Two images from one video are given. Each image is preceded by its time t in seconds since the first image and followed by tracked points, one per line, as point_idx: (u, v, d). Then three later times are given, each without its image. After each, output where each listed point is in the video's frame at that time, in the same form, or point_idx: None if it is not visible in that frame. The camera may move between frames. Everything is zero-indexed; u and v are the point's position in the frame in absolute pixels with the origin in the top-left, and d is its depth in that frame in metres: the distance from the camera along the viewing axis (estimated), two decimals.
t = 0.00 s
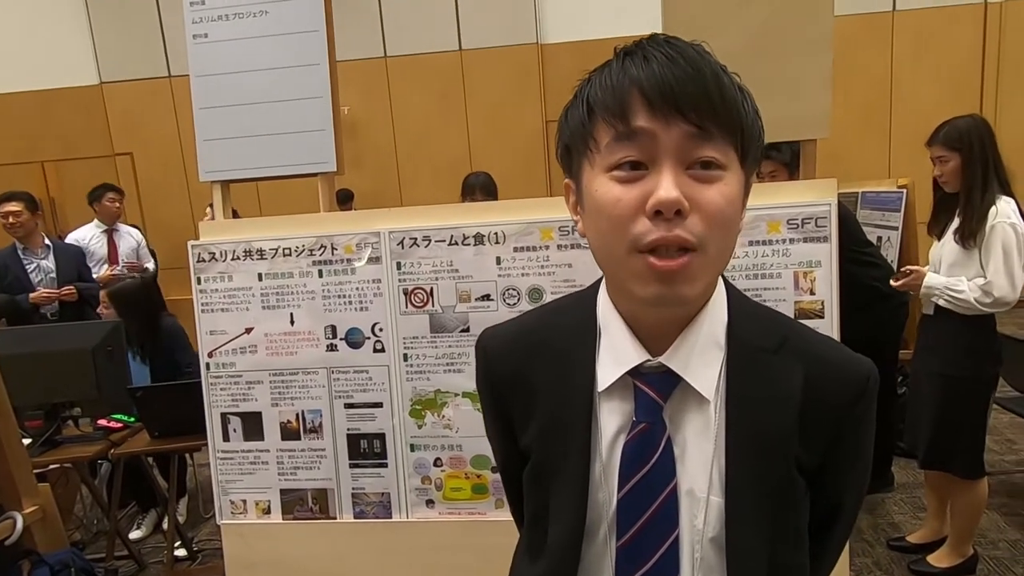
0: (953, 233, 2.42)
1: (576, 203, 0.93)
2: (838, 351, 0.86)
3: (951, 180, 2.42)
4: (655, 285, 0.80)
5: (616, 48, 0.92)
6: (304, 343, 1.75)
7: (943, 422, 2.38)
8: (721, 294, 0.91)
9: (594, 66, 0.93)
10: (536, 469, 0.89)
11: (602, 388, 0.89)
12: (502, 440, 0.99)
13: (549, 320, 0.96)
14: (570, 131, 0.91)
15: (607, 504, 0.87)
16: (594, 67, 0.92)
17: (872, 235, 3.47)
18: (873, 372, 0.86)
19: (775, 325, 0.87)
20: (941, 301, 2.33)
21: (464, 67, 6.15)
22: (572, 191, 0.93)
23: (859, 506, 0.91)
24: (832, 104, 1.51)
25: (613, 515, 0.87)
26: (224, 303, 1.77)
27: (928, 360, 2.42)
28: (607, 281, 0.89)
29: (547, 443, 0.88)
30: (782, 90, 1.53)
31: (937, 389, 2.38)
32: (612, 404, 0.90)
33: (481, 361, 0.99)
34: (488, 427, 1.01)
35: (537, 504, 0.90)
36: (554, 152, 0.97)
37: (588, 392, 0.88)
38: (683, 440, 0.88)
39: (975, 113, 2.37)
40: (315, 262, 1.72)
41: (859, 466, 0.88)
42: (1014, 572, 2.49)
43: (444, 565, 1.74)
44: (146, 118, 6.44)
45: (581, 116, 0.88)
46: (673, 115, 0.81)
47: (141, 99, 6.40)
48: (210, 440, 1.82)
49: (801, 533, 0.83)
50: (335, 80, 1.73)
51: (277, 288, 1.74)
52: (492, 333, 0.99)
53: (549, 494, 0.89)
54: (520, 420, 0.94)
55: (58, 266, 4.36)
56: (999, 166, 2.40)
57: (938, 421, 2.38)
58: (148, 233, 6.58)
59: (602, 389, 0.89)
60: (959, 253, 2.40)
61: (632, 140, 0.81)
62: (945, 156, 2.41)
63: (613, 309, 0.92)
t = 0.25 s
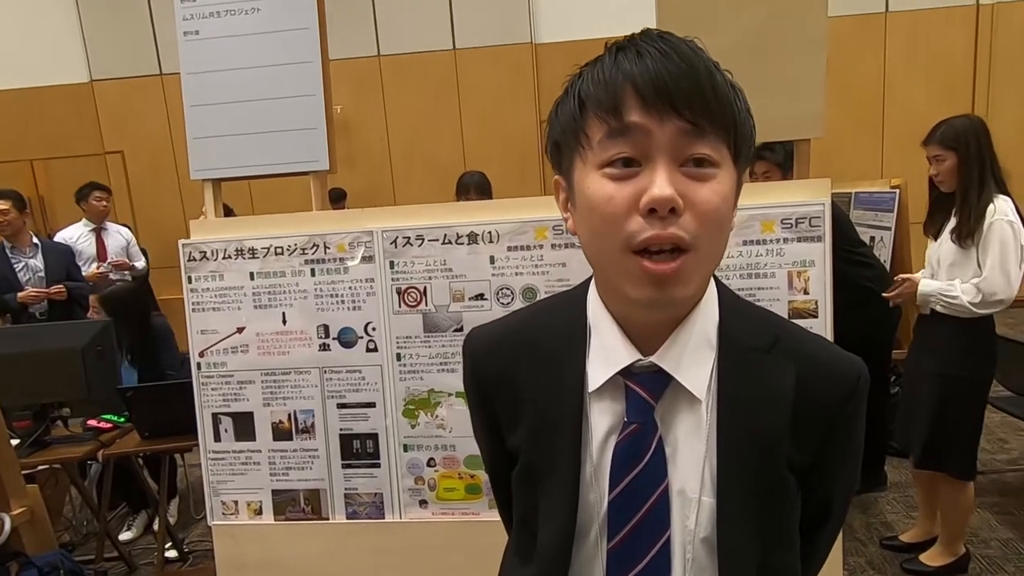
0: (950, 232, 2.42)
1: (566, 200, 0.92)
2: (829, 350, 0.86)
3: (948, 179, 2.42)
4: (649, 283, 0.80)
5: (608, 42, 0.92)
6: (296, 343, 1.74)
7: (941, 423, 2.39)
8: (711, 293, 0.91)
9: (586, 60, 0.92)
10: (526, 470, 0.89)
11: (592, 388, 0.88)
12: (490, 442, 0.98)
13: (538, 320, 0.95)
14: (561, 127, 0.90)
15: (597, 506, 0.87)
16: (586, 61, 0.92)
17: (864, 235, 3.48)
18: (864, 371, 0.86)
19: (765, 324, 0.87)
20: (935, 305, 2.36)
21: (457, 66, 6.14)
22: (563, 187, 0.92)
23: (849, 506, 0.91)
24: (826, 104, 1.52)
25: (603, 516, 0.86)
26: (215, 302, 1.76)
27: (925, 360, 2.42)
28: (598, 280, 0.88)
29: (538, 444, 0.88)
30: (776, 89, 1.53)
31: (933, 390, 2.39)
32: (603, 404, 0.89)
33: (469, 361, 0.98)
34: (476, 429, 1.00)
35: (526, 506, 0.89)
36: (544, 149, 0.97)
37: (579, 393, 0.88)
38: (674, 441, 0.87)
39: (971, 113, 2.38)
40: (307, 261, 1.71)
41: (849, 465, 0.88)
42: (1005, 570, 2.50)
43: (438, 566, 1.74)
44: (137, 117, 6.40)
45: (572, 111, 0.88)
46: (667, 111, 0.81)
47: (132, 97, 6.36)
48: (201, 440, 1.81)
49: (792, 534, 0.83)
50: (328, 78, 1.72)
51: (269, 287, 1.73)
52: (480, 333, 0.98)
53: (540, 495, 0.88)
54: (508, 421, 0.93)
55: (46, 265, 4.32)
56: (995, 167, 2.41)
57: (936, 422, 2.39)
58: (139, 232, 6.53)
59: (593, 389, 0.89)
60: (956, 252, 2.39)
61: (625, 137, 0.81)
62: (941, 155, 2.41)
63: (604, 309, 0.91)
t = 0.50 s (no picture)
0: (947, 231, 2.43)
1: (554, 199, 0.92)
2: (816, 348, 0.86)
3: (947, 178, 2.43)
4: (637, 280, 0.79)
5: (596, 42, 0.92)
6: (289, 341, 1.73)
7: (942, 426, 2.40)
8: (699, 291, 0.91)
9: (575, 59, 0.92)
10: (514, 470, 0.88)
11: (581, 386, 0.88)
12: (478, 442, 0.97)
13: (525, 318, 0.95)
14: (549, 125, 0.90)
15: (586, 505, 0.87)
16: (575, 60, 0.92)
17: (857, 234, 3.50)
18: (850, 369, 0.86)
19: (752, 322, 0.87)
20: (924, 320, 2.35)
21: (451, 64, 6.13)
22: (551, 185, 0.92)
23: (835, 503, 0.92)
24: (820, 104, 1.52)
25: (592, 515, 0.86)
26: (207, 300, 1.75)
27: (937, 356, 2.39)
28: (586, 278, 0.88)
29: (526, 443, 0.88)
30: (770, 89, 1.54)
31: (938, 389, 2.39)
32: (592, 403, 0.89)
33: (456, 360, 0.97)
34: (463, 429, 0.99)
35: (515, 506, 0.89)
36: (531, 148, 0.97)
37: (567, 391, 0.87)
38: (663, 439, 0.88)
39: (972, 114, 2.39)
40: (300, 259, 1.70)
41: (836, 462, 0.89)
42: (995, 568, 2.52)
43: (432, 564, 1.73)
44: (129, 113, 6.36)
45: (562, 109, 0.87)
46: (656, 109, 0.81)
47: (124, 94, 6.32)
48: (192, 439, 1.80)
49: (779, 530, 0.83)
50: (321, 75, 1.71)
51: (261, 285, 1.72)
52: (467, 332, 0.98)
53: (528, 495, 0.88)
54: (496, 420, 0.93)
55: (36, 262, 4.28)
56: (994, 167, 2.41)
57: (937, 425, 2.40)
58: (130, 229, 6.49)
59: (581, 387, 0.88)
60: (951, 251, 2.40)
61: (615, 133, 0.81)
62: (940, 155, 2.42)
63: (593, 307, 0.91)
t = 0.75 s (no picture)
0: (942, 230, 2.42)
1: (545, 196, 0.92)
2: (804, 346, 0.86)
3: (945, 177, 2.42)
4: (627, 275, 0.79)
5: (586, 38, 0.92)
6: (282, 340, 1.72)
7: (939, 426, 2.38)
8: (689, 290, 0.91)
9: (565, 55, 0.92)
10: (503, 469, 0.88)
11: (570, 383, 0.88)
12: (466, 441, 0.97)
13: (514, 315, 0.94)
14: (539, 120, 0.90)
15: (575, 503, 0.87)
16: (564, 57, 0.91)
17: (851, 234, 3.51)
18: (838, 366, 0.86)
19: (742, 320, 0.87)
20: (932, 347, 2.31)
21: (446, 62, 6.11)
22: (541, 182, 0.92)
23: (824, 501, 0.92)
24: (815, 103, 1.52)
25: (581, 513, 0.86)
26: (199, 298, 1.73)
27: (926, 386, 2.38)
28: (576, 275, 0.88)
29: (514, 441, 0.87)
30: (766, 89, 1.54)
31: (926, 413, 2.39)
32: (581, 401, 0.89)
33: (444, 358, 0.96)
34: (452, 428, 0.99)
35: (504, 505, 0.89)
36: (521, 145, 0.96)
37: (556, 388, 0.87)
38: (652, 437, 0.88)
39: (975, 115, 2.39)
40: (293, 257, 1.69)
41: (825, 460, 0.89)
42: (987, 566, 2.53)
43: (426, 564, 1.73)
44: (120, 110, 6.31)
45: (551, 106, 0.87)
46: (645, 103, 0.81)
47: (115, 90, 6.28)
48: (184, 438, 1.78)
49: (767, 528, 0.83)
50: (315, 72, 1.70)
51: (254, 283, 1.71)
52: (455, 330, 0.97)
53: (517, 493, 0.87)
54: (484, 418, 0.92)
55: (26, 260, 4.25)
56: (993, 171, 2.41)
57: (934, 426, 2.38)
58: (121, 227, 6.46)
59: (570, 384, 0.88)
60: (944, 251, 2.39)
61: (604, 128, 0.80)
62: (941, 152, 2.42)
63: (583, 304, 0.90)
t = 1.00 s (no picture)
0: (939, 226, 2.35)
1: (538, 194, 0.91)
2: (795, 345, 0.86)
3: (949, 172, 2.34)
4: (621, 273, 0.78)
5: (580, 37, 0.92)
6: (276, 339, 1.71)
7: (938, 422, 2.33)
8: (682, 289, 0.91)
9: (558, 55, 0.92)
10: (495, 469, 0.88)
11: (563, 382, 0.88)
12: (457, 441, 0.96)
13: (505, 314, 0.93)
14: (532, 118, 0.90)
15: (568, 503, 0.86)
16: (558, 56, 0.91)
17: (846, 233, 3.52)
18: (829, 365, 0.87)
19: (734, 320, 0.87)
20: (934, 345, 2.25)
21: (441, 61, 6.10)
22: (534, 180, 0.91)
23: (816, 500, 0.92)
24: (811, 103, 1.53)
25: (574, 513, 0.86)
26: (192, 297, 1.72)
27: (920, 380, 2.35)
28: (568, 274, 0.88)
29: (506, 441, 0.87)
30: (762, 89, 1.54)
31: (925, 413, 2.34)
32: (574, 400, 0.88)
33: (434, 357, 0.96)
34: (443, 428, 0.98)
35: (496, 506, 0.88)
36: (513, 144, 0.96)
37: (548, 388, 0.87)
38: (645, 436, 0.87)
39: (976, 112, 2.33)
40: (288, 256, 1.68)
41: (815, 460, 0.89)
42: (980, 565, 2.55)
43: (422, 564, 1.72)
44: (113, 108, 6.28)
45: (545, 103, 0.87)
46: (639, 102, 0.81)
47: (108, 88, 6.24)
48: (177, 438, 1.77)
49: (759, 527, 0.84)
50: (310, 71, 1.70)
51: (248, 282, 1.70)
52: (446, 329, 0.96)
53: (509, 493, 0.87)
54: (475, 418, 0.91)
55: (18, 258, 4.22)
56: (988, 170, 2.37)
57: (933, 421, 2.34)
58: (114, 225, 6.43)
59: (563, 383, 0.88)
60: (943, 248, 2.32)
61: (597, 126, 0.80)
62: (948, 147, 2.32)
63: (575, 303, 0.90)
